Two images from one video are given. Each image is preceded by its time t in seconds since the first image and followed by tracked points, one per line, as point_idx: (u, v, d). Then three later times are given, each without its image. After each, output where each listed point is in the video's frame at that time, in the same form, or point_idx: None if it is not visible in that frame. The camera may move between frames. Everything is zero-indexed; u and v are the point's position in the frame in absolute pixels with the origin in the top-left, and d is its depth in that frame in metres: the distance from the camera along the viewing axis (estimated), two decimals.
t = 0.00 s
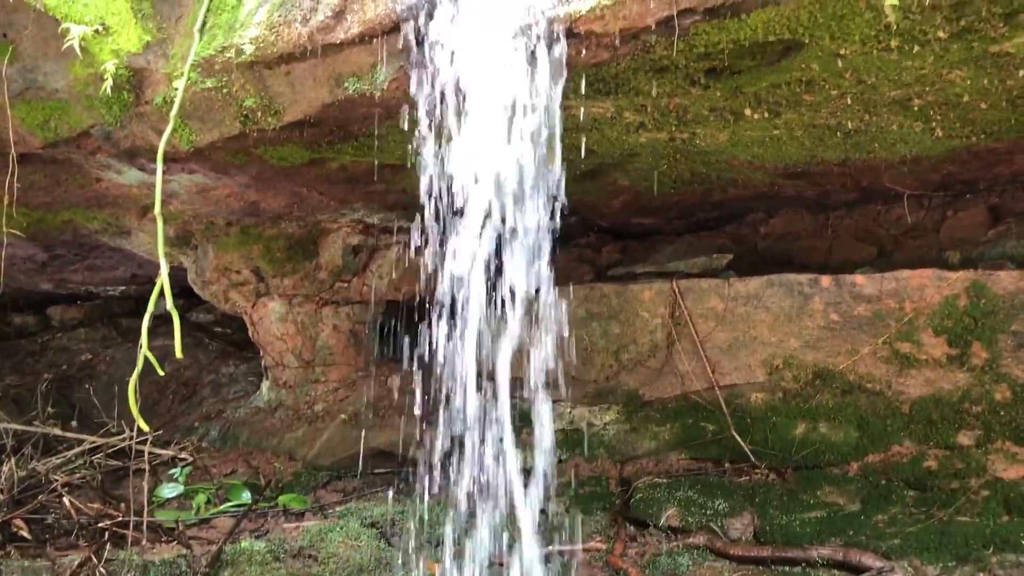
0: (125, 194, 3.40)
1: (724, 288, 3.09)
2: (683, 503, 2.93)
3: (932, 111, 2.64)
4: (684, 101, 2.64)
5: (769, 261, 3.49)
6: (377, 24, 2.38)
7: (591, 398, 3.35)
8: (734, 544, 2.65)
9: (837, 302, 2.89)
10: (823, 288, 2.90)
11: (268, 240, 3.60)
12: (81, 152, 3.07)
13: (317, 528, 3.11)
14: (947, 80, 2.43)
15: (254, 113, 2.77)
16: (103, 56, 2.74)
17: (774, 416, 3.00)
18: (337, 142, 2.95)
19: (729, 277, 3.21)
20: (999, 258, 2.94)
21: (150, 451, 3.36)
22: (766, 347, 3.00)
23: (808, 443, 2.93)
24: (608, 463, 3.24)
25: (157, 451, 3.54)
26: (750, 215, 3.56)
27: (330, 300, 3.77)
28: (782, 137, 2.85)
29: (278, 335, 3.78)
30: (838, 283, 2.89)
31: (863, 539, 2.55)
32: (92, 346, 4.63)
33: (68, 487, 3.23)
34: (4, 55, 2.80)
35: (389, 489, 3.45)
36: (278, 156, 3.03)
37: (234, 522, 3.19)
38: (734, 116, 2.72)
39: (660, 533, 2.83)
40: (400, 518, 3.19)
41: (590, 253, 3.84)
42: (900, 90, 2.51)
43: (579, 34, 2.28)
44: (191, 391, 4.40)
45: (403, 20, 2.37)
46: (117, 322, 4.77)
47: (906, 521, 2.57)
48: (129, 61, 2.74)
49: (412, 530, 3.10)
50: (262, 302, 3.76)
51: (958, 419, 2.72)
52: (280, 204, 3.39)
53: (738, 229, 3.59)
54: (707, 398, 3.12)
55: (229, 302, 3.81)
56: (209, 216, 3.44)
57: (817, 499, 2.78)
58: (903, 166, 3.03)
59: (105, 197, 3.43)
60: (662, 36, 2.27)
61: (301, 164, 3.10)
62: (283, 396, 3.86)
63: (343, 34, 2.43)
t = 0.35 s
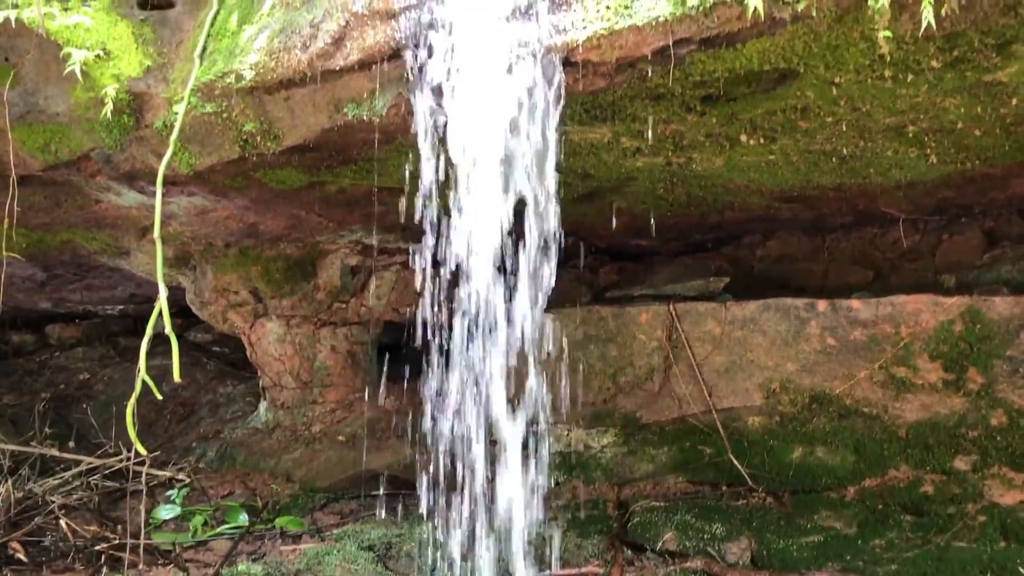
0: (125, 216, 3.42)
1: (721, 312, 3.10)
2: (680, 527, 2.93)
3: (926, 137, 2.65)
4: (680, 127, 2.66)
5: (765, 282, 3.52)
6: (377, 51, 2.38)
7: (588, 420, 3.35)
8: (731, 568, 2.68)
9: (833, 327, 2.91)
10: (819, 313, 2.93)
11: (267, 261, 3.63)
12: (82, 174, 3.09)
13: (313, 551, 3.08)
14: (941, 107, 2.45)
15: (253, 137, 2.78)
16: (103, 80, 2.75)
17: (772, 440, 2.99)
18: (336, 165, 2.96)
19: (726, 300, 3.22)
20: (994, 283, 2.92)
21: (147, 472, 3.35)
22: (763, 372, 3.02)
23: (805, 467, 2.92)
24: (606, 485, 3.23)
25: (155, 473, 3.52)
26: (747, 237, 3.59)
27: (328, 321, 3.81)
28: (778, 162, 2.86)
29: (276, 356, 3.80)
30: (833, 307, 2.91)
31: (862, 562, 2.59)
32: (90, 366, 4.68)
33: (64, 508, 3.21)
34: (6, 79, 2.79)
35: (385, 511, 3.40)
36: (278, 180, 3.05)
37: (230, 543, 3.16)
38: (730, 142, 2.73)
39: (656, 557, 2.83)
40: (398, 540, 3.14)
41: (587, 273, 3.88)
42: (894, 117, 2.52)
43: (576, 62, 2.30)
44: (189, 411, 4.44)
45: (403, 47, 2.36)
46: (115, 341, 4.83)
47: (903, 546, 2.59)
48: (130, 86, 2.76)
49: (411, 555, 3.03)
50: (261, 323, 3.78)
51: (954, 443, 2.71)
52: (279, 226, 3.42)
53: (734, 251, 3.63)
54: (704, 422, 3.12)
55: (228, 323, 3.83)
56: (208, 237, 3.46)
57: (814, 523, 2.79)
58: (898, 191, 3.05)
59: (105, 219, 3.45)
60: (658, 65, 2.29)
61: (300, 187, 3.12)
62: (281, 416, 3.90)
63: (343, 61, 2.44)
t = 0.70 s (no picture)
0: (126, 232, 3.43)
1: (721, 330, 3.10)
2: (681, 545, 2.96)
3: (925, 157, 2.66)
4: (679, 146, 2.66)
5: (764, 299, 3.53)
6: (377, 72, 2.43)
7: (589, 438, 3.35)
8: None
9: (832, 346, 2.90)
10: (818, 331, 2.92)
11: (268, 278, 3.65)
12: (83, 193, 3.09)
13: (313, 569, 3.08)
14: (940, 127, 2.45)
15: (254, 157, 2.79)
16: (105, 99, 2.76)
17: (772, 458, 2.99)
18: (337, 184, 2.97)
19: (726, 318, 3.22)
20: (994, 301, 2.95)
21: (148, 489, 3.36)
22: (763, 390, 3.02)
23: (805, 485, 2.92)
24: (606, 504, 3.24)
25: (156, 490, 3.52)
26: (746, 253, 3.61)
27: (329, 338, 3.82)
28: (778, 180, 2.87)
29: (276, 372, 3.81)
30: (833, 326, 2.90)
31: None
32: (91, 382, 4.69)
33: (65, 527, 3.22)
34: (9, 99, 2.82)
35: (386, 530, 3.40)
36: (279, 199, 3.06)
37: (231, 562, 3.16)
38: (729, 161, 2.74)
39: None
40: (397, 559, 3.14)
41: (588, 290, 3.89)
42: (893, 137, 2.53)
43: (575, 84, 2.31)
44: (189, 427, 4.43)
45: (403, 67, 2.42)
46: (116, 357, 4.86)
47: (905, 566, 2.63)
48: (131, 105, 2.78)
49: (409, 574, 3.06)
50: (261, 339, 3.80)
51: (954, 462, 2.68)
52: (280, 243, 3.44)
53: (734, 267, 3.63)
54: (704, 439, 3.11)
55: (228, 340, 3.84)
56: (209, 254, 3.49)
57: (815, 542, 2.81)
58: (897, 209, 3.05)
59: (106, 236, 3.46)
60: (657, 87, 2.30)
61: (301, 206, 3.14)
62: (281, 433, 3.89)
63: (344, 81, 2.47)
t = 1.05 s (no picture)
0: (128, 250, 3.44)
1: (723, 349, 3.10)
2: (683, 564, 2.89)
3: (926, 177, 2.66)
4: (680, 166, 2.67)
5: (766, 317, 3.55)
6: (379, 93, 2.44)
7: (590, 456, 3.35)
8: None
9: (835, 364, 2.88)
10: (821, 350, 2.90)
11: (270, 296, 3.70)
12: (86, 212, 3.10)
13: None
14: (940, 148, 2.46)
15: (256, 177, 2.80)
16: (108, 120, 2.78)
17: (775, 476, 2.99)
18: (339, 204, 2.98)
19: (728, 337, 3.22)
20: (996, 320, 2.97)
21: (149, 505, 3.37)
22: (765, 409, 3.01)
23: (808, 504, 2.91)
24: (608, 522, 3.22)
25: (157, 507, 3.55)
26: (748, 270, 3.61)
27: (330, 355, 3.84)
28: (779, 200, 2.88)
29: (278, 390, 3.86)
30: (835, 344, 2.89)
31: None
32: (92, 399, 4.70)
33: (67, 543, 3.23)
34: (13, 120, 2.83)
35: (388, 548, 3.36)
36: (281, 218, 3.08)
37: None
38: (730, 181, 2.75)
39: None
40: None
41: (590, 307, 3.91)
42: (893, 157, 2.53)
43: (576, 106, 2.33)
44: (190, 444, 4.42)
45: (404, 90, 2.43)
46: (118, 375, 4.90)
47: None
48: (134, 125, 2.79)
49: None
50: (263, 357, 3.84)
51: (957, 483, 2.68)
52: (282, 261, 3.46)
53: (736, 285, 3.65)
54: (707, 458, 3.12)
55: (230, 357, 3.89)
56: (210, 272, 3.50)
57: (819, 562, 2.76)
58: (898, 228, 3.05)
59: (108, 254, 3.47)
60: (657, 108, 2.31)
61: (303, 225, 3.16)
62: (282, 451, 3.95)
63: (345, 103, 2.48)
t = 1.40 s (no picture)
0: (133, 267, 3.45)
1: (728, 365, 3.10)
2: None
3: (930, 195, 2.66)
4: (684, 184, 2.68)
5: (772, 332, 3.55)
6: (384, 112, 2.44)
7: (595, 473, 3.32)
8: None
9: (840, 382, 2.88)
10: (826, 367, 2.90)
11: (275, 311, 3.71)
12: (91, 229, 3.11)
13: None
14: (944, 166, 2.46)
15: (262, 195, 2.80)
16: (114, 138, 2.80)
17: (782, 493, 2.97)
18: (344, 221, 2.99)
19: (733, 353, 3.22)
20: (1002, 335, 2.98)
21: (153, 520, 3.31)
22: (771, 426, 3.00)
23: (814, 521, 2.90)
24: (614, 539, 3.24)
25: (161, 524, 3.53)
26: (752, 286, 3.62)
27: (335, 370, 3.85)
28: (783, 216, 2.88)
29: (283, 405, 3.87)
30: (840, 361, 2.89)
31: None
32: (96, 413, 4.73)
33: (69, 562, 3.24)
34: (19, 138, 2.84)
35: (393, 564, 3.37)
36: (287, 235, 3.08)
37: None
38: (734, 198, 2.75)
39: None
40: None
41: (594, 322, 3.91)
42: (897, 175, 2.53)
43: (580, 125, 2.33)
44: (194, 460, 4.43)
45: (409, 108, 2.44)
46: (122, 390, 4.90)
47: None
48: (140, 143, 2.81)
49: None
50: (268, 372, 3.84)
51: (964, 500, 2.67)
52: (287, 277, 3.49)
53: (740, 300, 3.66)
54: (712, 475, 3.10)
55: (235, 372, 3.89)
56: (215, 288, 3.54)
57: None
58: (903, 244, 3.05)
59: (113, 270, 3.48)
60: (661, 128, 2.31)
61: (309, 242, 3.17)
62: (287, 467, 3.95)
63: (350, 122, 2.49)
